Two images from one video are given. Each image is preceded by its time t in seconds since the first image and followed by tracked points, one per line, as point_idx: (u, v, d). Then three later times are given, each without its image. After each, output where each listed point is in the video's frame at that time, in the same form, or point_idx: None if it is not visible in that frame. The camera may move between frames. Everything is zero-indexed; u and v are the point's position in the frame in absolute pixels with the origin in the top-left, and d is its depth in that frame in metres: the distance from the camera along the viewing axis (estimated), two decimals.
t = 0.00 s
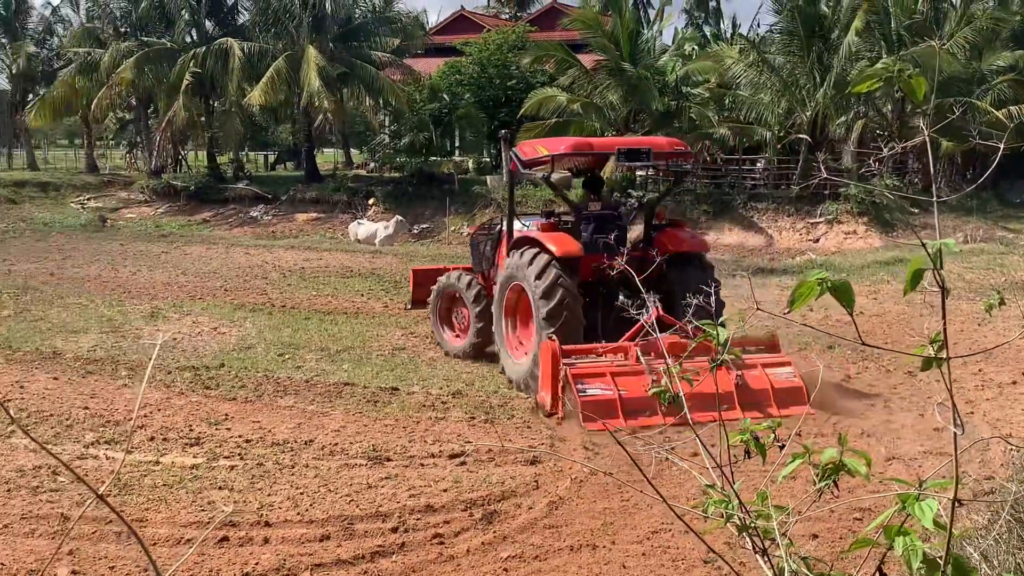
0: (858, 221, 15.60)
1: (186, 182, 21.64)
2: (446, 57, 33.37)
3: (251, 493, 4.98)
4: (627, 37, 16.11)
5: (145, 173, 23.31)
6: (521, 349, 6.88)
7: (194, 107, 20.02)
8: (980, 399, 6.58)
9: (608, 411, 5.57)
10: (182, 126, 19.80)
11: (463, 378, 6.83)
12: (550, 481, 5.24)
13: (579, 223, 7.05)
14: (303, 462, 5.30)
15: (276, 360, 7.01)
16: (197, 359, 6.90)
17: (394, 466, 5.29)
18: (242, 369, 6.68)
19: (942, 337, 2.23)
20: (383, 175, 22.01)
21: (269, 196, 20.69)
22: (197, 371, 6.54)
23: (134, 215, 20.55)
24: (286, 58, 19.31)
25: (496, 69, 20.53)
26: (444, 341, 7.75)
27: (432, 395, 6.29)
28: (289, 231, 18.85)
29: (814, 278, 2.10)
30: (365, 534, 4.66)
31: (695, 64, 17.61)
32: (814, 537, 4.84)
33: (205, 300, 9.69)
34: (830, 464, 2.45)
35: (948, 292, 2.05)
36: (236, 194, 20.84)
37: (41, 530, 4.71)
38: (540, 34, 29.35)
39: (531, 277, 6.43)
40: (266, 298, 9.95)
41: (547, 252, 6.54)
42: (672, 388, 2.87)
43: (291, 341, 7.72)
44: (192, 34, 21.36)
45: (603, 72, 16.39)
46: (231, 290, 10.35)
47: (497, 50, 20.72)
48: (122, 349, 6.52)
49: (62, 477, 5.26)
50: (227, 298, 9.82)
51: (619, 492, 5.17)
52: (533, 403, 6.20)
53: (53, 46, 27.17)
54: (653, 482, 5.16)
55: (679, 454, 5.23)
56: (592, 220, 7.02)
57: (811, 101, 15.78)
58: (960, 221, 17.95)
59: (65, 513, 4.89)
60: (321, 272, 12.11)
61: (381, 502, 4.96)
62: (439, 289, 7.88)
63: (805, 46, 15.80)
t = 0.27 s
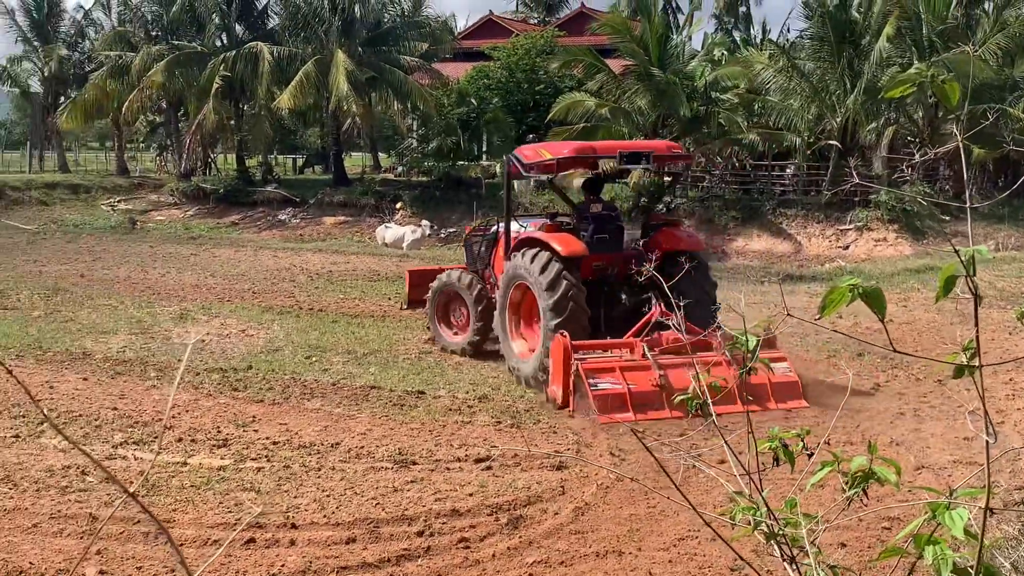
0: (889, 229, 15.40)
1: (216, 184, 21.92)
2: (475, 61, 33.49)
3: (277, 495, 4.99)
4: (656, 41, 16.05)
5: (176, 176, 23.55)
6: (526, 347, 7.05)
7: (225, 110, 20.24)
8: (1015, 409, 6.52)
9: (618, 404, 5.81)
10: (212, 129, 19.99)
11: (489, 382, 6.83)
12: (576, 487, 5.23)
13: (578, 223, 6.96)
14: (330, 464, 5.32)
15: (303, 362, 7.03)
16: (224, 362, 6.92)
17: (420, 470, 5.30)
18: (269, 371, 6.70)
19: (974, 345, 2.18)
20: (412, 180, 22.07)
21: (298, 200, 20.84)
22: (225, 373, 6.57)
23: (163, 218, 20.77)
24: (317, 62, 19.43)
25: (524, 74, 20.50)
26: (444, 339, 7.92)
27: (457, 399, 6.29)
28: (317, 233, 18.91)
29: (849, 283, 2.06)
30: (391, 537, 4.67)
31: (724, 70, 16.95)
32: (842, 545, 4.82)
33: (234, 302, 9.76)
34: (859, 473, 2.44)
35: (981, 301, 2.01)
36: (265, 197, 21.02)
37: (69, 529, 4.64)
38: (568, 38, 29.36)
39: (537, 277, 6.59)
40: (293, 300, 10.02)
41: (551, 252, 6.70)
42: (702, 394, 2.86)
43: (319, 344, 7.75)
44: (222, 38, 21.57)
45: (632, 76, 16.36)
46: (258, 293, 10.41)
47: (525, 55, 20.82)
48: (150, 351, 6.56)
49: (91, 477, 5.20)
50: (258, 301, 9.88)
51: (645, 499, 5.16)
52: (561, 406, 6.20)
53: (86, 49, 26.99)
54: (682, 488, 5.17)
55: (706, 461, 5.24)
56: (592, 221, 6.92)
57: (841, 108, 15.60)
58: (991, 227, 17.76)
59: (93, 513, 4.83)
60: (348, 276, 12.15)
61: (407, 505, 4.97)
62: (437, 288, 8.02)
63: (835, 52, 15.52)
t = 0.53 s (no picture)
0: (924, 230, 15.26)
1: (251, 182, 22.22)
2: (509, 60, 33.49)
3: (309, 490, 5.01)
4: (691, 41, 15.98)
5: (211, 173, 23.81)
6: (534, 337, 7.20)
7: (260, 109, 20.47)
8: None
9: (633, 393, 5.96)
10: (248, 126, 20.16)
11: (519, 381, 6.83)
12: (607, 487, 5.23)
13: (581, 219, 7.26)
14: (361, 461, 5.34)
15: (336, 359, 7.07)
16: (258, 357, 6.97)
17: (451, 467, 5.32)
18: (301, 367, 6.73)
19: (1014, 347, 2.05)
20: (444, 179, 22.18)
21: (331, 197, 20.98)
22: (258, 368, 6.62)
23: (199, 214, 21.06)
24: (350, 61, 19.49)
25: (558, 73, 20.50)
26: (446, 333, 8.02)
27: (489, 397, 6.30)
28: (349, 231, 18.98)
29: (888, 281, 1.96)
30: (422, 534, 4.68)
31: (759, 70, 16.94)
32: (875, 550, 4.79)
33: (268, 299, 9.84)
34: (895, 475, 2.40)
35: None
36: (299, 194, 21.21)
37: (103, 521, 4.62)
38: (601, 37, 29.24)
39: (546, 270, 6.73)
40: (326, 297, 10.08)
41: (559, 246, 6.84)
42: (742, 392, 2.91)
43: (350, 340, 7.79)
44: (257, 35, 21.74)
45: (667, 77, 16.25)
46: (292, 289, 10.48)
47: (559, 54, 20.82)
48: (184, 346, 6.63)
49: (125, 471, 5.17)
50: (295, 298, 9.95)
51: (675, 499, 5.15)
52: (593, 404, 6.22)
53: (122, 46, 27.44)
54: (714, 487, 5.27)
55: (741, 462, 5.25)
56: (597, 216, 7.25)
57: (878, 109, 15.33)
58: None
59: (127, 507, 4.80)
60: (381, 273, 12.19)
61: (437, 503, 4.98)
62: (439, 283, 8.12)
63: (872, 53, 15.30)
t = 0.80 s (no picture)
0: (949, 233, 15.15)
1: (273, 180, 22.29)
2: (530, 60, 33.51)
3: (329, 488, 5.02)
4: (714, 42, 15.90)
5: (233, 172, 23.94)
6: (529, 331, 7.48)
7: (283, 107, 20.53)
8: None
9: (635, 383, 6.12)
10: (270, 125, 20.24)
11: (540, 381, 6.80)
12: (626, 487, 5.22)
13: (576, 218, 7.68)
14: (381, 459, 5.35)
15: (356, 358, 7.08)
16: (278, 356, 6.99)
17: (471, 467, 5.32)
18: (322, 365, 6.76)
19: None
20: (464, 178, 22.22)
21: (352, 196, 21.03)
22: (279, 366, 6.64)
23: (221, 212, 21.23)
24: (373, 60, 19.53)
25: (581, 73, 21.03)
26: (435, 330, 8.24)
27: (509, 397, 6.30)
28: (370, 230, 18.99)
29: (914, 281, 1.93)
30: (441, 532, 4.68)
31: (783, 71, 16.59)
32: (896, 553, 4.75)
33: (289, 297, 9.86)
34: (915, 477, 2.34)
35: None
36: (321, 193, 21.27)
37: (125, 518, 4.63)
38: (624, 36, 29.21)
39: (543, 267, 6.99)
40: (347, 296, 10.10)
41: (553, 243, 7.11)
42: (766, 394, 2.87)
43: (370, 339, 7.81)
44: (281, 35, 21.84)
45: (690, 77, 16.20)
46: (313, 288, 10.51)
47: (583, 53, 21.30)
48: (206, 343, 6.67)
49: (147, 467, 5.17)
50: (319, 296, 9.98)
51: (697, 500, 5.14)
52: (613, 403, 6.21)
53: (146, 45, 27.23)
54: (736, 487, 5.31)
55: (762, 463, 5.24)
56: (588, 214, 7.65)
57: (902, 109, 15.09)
58: None
59: (149, 503, 4.80)
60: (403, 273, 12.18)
61: (457, 502, 4.97)
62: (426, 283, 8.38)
63: (897, 54, 15.07)
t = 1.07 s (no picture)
0: (967, 237, 15.00)
1: (289, 183, 22.35)
2: (546, 63, 33.50)
3: (344, 490, 5.03)
4: (730, 45, 15.97)
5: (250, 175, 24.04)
6: (517, 330, 7.66)
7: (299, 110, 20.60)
8: None
9: (627, 377, 6.44)
10: (286, 127, 20.30)
11: (556, 385, 6.75)
12: (641, 491, 5.21)
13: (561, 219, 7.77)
14: (396, 462, 5.35)
15: (371, 361, 7.09)
16: (294, 358, 7.02)
17: (486, 470, 5.32)
18: (337, 368, 6.77)
19: None
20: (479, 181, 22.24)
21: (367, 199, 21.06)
22: (294, 368, 6.66)
23: (237, 215, 21.36)
24: (388, 63, 19.60)
25: (597, 76, 20.95)
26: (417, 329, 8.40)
27: (524, 400, 6.29)
28: (385, 232, 18.99)
29: (928, 287, 1.89)
30: (456, 536, 4.67)
31: (800, 74, 16.26)
32: (912, 558, 4.72)
33: (305, 300, 9.89)
34: (933, 481, 2.32)
35: None
36: (337, 196, 21.30)
37: (141, 519, 4.64)
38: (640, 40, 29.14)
39: (531, 266, 7.15)
40: (363, 299, 10.12)
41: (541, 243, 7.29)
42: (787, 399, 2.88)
43: (385, 343, 7.82)
44: (297, 38, 21.91)
45: (706, 80, 16.28)
46: (329, 291, 10.54)
47: (598, 57, 21.19)
48: (222, 346, 6.70)
49: (163, 469, 5.17)
50: (338, 300, 10.00)
51: (712, 504, 5.13)
52: (627, 408, 6.19)
53: (164, 48, 27.37)
54: (751, 492, 5.31)
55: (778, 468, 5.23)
56: (573, 215, 7.76)
57: (920, 113, 15.14)
58: None
59: (165, 504, 4.80)
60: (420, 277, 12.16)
61: (472, 505, 4.96)
62: (405, 285, 8.54)
63: (914, 57, 15.25)
